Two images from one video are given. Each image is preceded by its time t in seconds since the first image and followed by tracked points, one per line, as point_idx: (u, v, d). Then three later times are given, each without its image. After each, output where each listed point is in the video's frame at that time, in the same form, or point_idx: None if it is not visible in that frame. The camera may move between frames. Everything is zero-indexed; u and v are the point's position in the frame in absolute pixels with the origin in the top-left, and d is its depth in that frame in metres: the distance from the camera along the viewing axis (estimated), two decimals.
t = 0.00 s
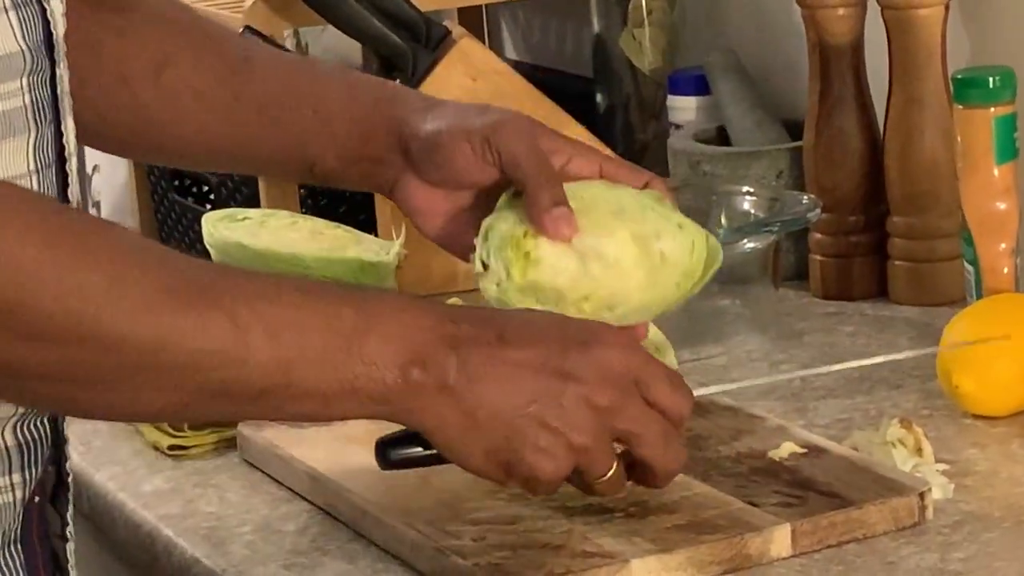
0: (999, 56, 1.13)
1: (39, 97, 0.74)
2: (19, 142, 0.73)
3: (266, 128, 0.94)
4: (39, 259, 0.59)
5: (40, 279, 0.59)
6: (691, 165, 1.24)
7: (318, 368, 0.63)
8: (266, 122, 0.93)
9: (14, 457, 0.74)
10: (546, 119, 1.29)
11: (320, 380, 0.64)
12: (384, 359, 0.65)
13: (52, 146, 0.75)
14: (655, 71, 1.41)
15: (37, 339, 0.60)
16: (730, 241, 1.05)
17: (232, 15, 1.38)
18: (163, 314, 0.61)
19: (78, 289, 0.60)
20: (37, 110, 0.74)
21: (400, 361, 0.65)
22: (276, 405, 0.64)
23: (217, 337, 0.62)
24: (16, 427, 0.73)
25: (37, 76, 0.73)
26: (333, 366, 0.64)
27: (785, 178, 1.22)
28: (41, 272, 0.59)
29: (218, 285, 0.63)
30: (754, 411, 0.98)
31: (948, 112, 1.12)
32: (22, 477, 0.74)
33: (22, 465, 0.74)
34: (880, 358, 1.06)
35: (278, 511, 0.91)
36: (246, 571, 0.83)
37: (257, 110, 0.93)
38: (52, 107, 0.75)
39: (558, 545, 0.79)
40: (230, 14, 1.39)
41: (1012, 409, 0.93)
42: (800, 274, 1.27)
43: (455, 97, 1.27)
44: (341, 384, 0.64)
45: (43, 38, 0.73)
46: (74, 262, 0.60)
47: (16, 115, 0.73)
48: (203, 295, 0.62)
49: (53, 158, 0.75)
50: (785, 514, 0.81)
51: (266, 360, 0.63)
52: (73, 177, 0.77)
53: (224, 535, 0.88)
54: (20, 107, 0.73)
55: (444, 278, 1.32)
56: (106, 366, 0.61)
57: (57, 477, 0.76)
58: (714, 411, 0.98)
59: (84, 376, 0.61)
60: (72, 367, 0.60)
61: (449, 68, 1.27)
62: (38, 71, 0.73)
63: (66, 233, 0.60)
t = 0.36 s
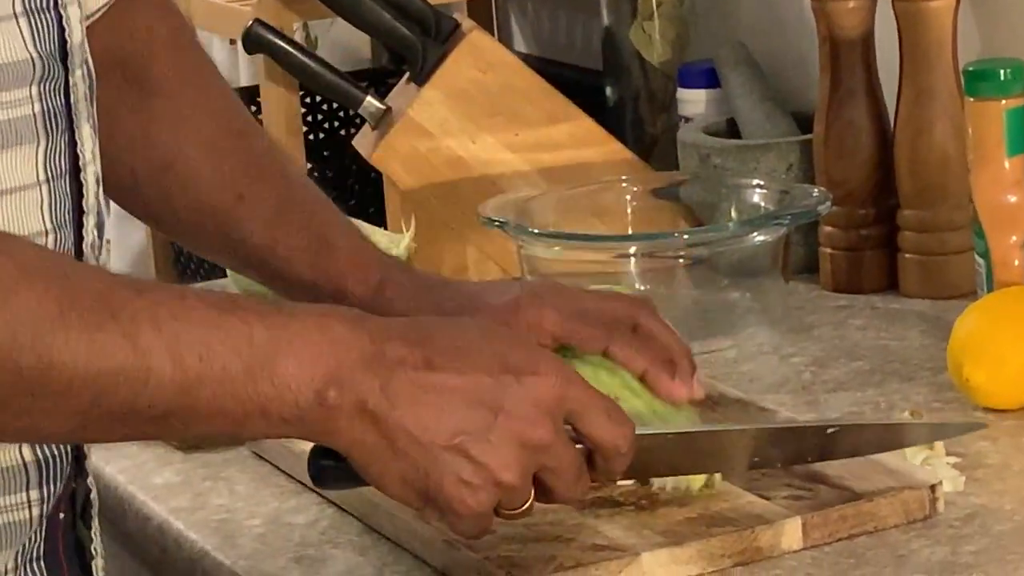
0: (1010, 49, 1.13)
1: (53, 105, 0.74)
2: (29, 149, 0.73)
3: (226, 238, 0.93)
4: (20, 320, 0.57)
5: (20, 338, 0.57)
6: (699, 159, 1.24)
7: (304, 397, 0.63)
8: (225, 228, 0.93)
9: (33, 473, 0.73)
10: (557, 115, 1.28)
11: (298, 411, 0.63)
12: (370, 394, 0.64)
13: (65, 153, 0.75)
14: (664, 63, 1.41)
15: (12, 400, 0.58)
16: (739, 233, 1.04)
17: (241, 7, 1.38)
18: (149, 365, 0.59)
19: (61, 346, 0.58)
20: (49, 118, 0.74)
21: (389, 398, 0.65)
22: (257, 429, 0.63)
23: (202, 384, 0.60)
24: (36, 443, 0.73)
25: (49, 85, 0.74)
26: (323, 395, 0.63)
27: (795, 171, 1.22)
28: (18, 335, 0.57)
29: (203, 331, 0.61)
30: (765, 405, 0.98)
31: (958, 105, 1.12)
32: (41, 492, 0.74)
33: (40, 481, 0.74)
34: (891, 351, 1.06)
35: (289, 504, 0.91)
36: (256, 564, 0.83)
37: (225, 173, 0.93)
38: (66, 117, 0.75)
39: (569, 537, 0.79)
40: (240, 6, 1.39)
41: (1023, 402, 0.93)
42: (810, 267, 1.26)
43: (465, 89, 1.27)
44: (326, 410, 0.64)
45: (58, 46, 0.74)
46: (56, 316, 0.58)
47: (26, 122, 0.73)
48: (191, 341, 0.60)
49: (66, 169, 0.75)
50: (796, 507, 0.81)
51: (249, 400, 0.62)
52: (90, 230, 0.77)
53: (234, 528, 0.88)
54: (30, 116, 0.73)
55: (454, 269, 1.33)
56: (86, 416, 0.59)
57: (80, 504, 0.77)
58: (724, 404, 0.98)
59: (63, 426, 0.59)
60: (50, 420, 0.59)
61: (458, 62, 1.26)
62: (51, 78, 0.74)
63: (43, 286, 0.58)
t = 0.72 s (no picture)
0: (1010, 43, 1.13)
1: (77, 130, 0.77)
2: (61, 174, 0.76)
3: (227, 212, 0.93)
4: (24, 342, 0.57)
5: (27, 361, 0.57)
6: (699, 154, 1.24)
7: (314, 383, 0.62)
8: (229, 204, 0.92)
9: (55, 507, 0.78)
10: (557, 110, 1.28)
11: (310, 397, 0.63)
12: (376, 367, 0.64)
13: (90, 179, 0.78)
14: (665, 60, 1.40)
15: (24, 418, 0.58)
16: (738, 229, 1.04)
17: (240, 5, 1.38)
18: (156, 367, 0.59)
19: (68, 363, 0.58)
20: (73, 142, 0.77)
21: (394, 372, 0.64)
22: (267, 421, 0.63)
23: (211, 381, 0.60)
24: (56, 476, 0.77)
25: (74, 110, 0.76)
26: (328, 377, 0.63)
27: (795, 166, 1.22)
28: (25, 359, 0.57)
29: (207, 326, 0.60)
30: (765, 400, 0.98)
31: (958, 100, 1.11)
32: (62, 526, 0.78)
33: (62, 515, 0.78)
34: (892, 346, 1.06)
35: (289, 502, 0.91)
36: (258, 562, 0.83)
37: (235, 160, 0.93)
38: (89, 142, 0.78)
39: (570, 534, 0.79)
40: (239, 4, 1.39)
41: None
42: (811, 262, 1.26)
43: (465, 87, 1.27)
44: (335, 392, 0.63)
45: (81, 72, 0.77)
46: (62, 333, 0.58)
47: (52, 148, 0.75)
48: (197, 341, 0.60)
49: (91, 196, 0.78)
50: (797, 503, 0.81)
51: (260, 391, 0.61)
52: (115, 248, 0.80)
53: (236, 526, 0.88)
54: (55, 141, 0.76)
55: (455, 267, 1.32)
56: (94, 428, 0.59)
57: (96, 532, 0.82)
58: (725, 399, 0.97)
59: (69, 440, 0.59)
60: (57, 435, 0.59)
61: (458, 57, 1.27)
62: (76, 102, 0.76)
63: (44, 303, 0.58)
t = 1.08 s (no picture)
0: (1004, 44, 1.13)
1: (84, 160, 0.79)
2: (69, 205, 0.78)
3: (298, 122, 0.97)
4: (55, 385, 0.57)
5: (62, 406, 0.57)
6: (695, 157, 1.24)
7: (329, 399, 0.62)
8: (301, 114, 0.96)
9: (49, 533, 0.79)
10: (551, 112, 1.29)
11: (328, 414, 0.62)
12: (388, 377, 0.63)
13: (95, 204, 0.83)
14: (660, 62, 1.40)
15: (56, 458, 0.58)
16: (736, 231, 1.04)
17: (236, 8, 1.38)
18: (182, 397, 0.59)
19: (98, 403, 0.57)
20: (83, 172, 0.79)
21: (405, 386, 0.64)
22: (286, 440, 0.62)
23: (234, 407, 0.60)
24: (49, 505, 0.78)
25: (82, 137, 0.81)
26: (342, 395, 0.62)
27: (791, 168, 1.22)
28: (59, 404, 0.57)
29: (227, 353, 0.60)
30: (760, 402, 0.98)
31: (952, 101, 1.12)
32: (57, 553, 0.79)
33: (56, 542, 0.79)
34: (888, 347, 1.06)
35: (286, 505, 0.91)
36: (255, 567, 0.83)
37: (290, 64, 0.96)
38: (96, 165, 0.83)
39: (566, 537, 0.80)
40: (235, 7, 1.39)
41: (1018, 397, 0.93)
42: (807, 264, 1.27)
43: (460, 90, 1.28)
44: (348, 407, 0.63)
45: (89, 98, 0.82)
46: (91, 372, 0.57)
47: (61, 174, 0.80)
48: (219, 368, 0.59)
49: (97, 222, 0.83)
50: (792, 505, 0.81)
51: (282, 412, 0.61)
52: (116, 276, 0.83)
53: (233, 530, 0.88)
54: (65, 171, 0.78)
55: (453, 270, 1.31)
56: (123, 461, 0.59)
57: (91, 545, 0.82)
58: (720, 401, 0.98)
59: (99, 473, 0.59)
60: (86, 472, 0.59)
61: (454, 61, 1.27)
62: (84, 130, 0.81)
63: (73, 343, 0.58)
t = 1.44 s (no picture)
0: (1018, 44, 1.13)
1: (88, 156, 0.78)
2: (69, 201, 0.77)
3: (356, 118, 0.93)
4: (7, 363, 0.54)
5: (13, 388, 0.54)
6: (708, 156, 1.24)
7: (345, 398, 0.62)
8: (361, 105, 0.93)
9: (52, 523, 0.79)
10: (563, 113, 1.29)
11: (291, 404, 0.60)
12: (345, 367, 0.61)
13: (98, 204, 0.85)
14: (672, 62, 1.40)
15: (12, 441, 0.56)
16: (750, 231, 1.04)
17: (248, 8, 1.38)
18: (137, 381, 0.56)
19: (54, 384, 0.55)
20: (84, 170, 0.78)
21: (364, 375, 0.61)
22: (248, 429, 0.60)
23: (191, 392, 0.57)
24: (54, 494, 0.79)
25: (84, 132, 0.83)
26: (303, 382, 0.60)
27: (804, 167, 1.22)
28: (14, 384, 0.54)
29: (183, 339, 0.58)
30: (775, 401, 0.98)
31: (967, 101, 1.12)
32: (59, 543, 0.80)
33: (59, 532, 0.80)
34: (902, 347, 1.06)
35: (301, 505, 0.91)
36: (271, 566, 0.83)
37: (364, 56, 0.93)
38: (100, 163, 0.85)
39: (582, 537, 0.79)
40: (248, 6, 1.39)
41: None
42: (820, 264, 1.27)
43: (473, 90, 1.28)
44: (309, 398, 0.60)
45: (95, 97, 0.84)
46: (45, 354, 0.55)
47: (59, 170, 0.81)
48: (172, 353, 0.57)
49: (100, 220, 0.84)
50: (809, 504, 0.81)
51: (242, 397, 0.58)
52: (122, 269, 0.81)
53: (248, 530, 0.88)
54: (65, 169, 0.77)
55: (463, 272, 1.32)
56: (79, 446, 0.57)
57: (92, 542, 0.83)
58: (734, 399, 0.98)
59: (49, 457, 0.57)
60: (43, 454, 0.56)
61: (467, 62, 1.27)
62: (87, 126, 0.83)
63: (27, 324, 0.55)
